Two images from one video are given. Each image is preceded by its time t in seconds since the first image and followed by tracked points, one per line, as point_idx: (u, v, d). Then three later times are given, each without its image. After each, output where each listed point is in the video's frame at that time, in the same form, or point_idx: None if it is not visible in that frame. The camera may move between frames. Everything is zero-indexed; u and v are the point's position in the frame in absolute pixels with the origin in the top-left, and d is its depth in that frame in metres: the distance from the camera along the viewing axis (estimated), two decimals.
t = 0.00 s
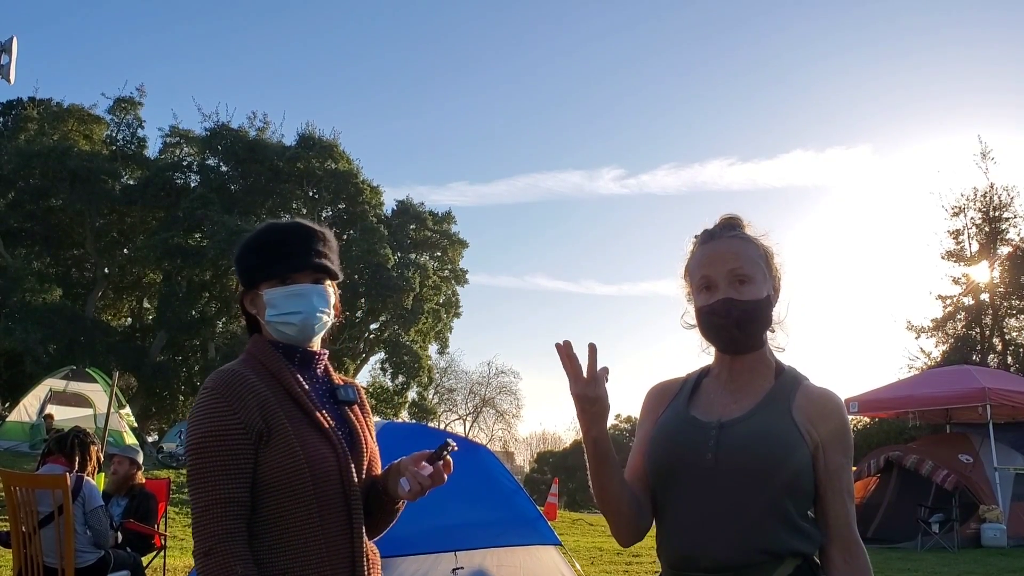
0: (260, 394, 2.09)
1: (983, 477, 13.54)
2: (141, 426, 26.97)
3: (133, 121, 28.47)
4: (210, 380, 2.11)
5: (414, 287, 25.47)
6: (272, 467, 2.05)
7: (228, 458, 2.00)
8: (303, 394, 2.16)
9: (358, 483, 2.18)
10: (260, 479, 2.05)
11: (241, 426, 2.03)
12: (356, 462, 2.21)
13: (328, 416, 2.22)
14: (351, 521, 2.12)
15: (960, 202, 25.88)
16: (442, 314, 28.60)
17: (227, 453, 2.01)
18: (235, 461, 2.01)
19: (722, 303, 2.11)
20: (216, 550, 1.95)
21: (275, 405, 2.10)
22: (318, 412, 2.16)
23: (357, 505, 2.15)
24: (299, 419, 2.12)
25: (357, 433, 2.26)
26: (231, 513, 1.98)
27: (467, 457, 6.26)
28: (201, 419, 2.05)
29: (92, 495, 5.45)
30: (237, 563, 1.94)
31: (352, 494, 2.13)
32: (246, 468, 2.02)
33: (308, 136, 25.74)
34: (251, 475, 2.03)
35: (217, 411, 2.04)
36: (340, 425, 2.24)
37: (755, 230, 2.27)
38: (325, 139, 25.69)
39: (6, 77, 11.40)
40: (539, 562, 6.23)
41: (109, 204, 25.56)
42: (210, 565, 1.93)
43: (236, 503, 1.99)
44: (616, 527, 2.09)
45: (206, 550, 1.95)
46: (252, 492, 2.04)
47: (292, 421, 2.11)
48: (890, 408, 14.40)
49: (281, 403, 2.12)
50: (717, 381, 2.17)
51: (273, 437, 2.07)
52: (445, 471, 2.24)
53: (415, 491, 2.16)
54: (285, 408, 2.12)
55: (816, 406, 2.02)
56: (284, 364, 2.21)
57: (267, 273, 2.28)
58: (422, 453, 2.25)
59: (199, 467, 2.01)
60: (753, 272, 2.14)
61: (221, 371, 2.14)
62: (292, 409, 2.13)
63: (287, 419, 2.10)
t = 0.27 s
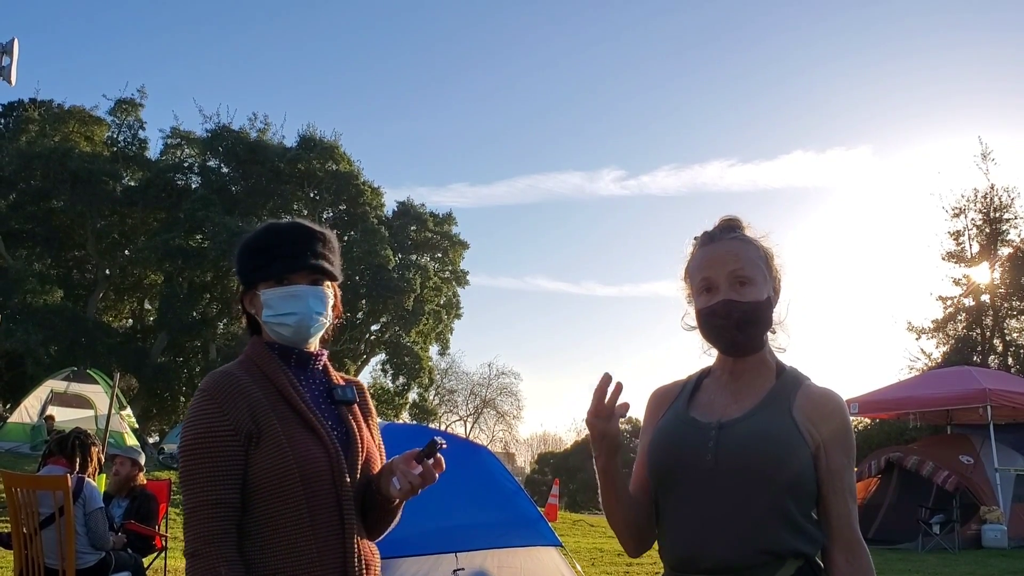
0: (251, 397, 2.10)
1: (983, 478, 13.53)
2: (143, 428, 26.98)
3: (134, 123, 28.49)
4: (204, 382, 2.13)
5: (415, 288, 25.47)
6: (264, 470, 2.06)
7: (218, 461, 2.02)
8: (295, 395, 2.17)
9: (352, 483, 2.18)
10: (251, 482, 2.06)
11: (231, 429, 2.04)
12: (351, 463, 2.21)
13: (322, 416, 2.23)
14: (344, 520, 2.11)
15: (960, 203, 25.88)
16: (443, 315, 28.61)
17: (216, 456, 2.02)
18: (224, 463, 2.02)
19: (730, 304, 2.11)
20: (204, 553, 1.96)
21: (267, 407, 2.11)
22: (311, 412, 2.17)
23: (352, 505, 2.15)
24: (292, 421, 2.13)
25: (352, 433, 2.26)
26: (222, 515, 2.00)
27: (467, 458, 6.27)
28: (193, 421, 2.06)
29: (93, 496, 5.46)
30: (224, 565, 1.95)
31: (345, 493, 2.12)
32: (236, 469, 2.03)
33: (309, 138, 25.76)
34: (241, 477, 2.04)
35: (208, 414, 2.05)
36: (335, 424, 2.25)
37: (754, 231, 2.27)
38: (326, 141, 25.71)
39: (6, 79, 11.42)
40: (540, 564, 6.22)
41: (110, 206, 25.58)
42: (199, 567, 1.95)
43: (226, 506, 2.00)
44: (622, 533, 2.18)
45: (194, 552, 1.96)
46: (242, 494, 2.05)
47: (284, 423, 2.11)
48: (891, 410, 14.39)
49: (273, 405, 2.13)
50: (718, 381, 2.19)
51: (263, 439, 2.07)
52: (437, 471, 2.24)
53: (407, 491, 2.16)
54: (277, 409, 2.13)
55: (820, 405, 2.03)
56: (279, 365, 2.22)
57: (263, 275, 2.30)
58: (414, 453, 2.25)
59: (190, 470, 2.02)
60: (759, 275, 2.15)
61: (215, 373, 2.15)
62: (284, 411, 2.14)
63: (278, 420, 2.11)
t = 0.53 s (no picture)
0: (251, 398, 2.10)
1: (984, 478, 13.53)
2: (143, 429, 26.95)
3: (135, 123, 28.47)
4: (206, 382, 2.13)
5: (415, 289, 25.45)
6: (262, 470, 2.06)
7: (216, 462, 2.02)
8: (296, 396, 2.17)
9: (352, 485, 2.19)
10: (248, 482, 2.06)
11: (229, 429, 2.05)
12: (351, 464, 2.21)
13: (323, 418, 2.23)
14: (341, 523, 2.11)
15: (960, 204, 25.87)
16: (443, 316, 28.60)
17: (213, 456, 2.02)
18: (222, 463, 2.02)
19: (712, 298, 2.14)
20: (199, 552, 1.96)
21: (266, 408, 2.11)
22: (312, 413, 2.17)
23: (350, 507, 2.14)
24: (292, 423, 2.13)
25: (354, 434, 2.26)
26: (217, 515, 2.00)
27: (467, 460, 6.25)
28: (193, 421, 2.07)
29: (93, 497, 5.46)
30: (218, 565, 1.96)
31: (343, 495, 2.12)
32: (233, 469, 2.03)
33: (309, 139, 25.76)
34: (238, 477, 2.04)
35: (208, 415, 2.05)
36: (336, 427, 2.24)
37: (757, 230, 2.26)
38: (327, 142, 25.72)
39: (6, 80, 11.42)
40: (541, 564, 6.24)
41: (110, 207, 25.58)
42: (193, 565, 1.95)
43: (223, 506, 2.00)
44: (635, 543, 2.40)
45: (189, 550, 1.97)
46: (239, 494, 2.05)
47: (284, 424, 2.12)
48: (891, 411, 14.38)
49: (273, 406, 2.13)
50: (720, 380, 2.19)
51: (262, 439, 2.07)
52: (434, 475, 2.23)
53: (402, 494, 2.16)
54: (277, 411, 2.13)
55: (823, 404, 2.01)
56: (282, 368, 2.22)
57: (267, 277, 2.29)
58: (412, 456, 2.24)
59: (188, 469, 2.03)
60: (743, 268, 2.16)
61: (218, 373, 2.15)
62: (284, 412, 2.14)
63: (276, 422, 2.10)
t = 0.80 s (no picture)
0: (258, 399, 2.10)
1: (984, 479, 13.54)
2: (144, 430, 26.96)
3: (136, 125, 28.43)
4: (213, 382, 2.13)
5: (416, 290, 25.47)
6: (267, 471, 2.06)
7: (221, 462, 2.02)
8: (303, 398, 2.17)
9: (357, 488, 2.19)
10: (253, 483, 2.06)
11: (235, 430, 2.05)
12: (356, 467, 2.21)
13: (329, 421, 2.23)
14: (345, 526, 2.11)
15: (961, 206, 25.86)
16: (444, 318, 28.61)
17: (219, 456, 2.02)
18: (227, 464, 2.02)
19: (693, 312, 2.15)
20: (204, 551, 1.96)
21: (273, 410, 2.11)
22: (318, 416, 2.17)
23: (354, 510, 2.15)
24: (298, 425, 2.13)
25: (359, 437, 2.26)
26: (223, 515, 2.00)
27: (468, 461, 6.26)
28: (200, 422, 2.07)
29: (94, 499, 5.44)
30: (223, 564, 1.96)
31: (347, 498, 2.12)
32: (239, 470, 2.03)
33: (310, 140, 25.77)
34: (243, 478, 2.04)
35: (215, 415, 2.05)
36: (341, 429, 2.25)
37: (759, 230, 2.22)
38: (328, 143, 25.73)
39: (7, 82, 11.43)
40: (542, 567, 6.21)
41: (111, 208, 25.60)
42: (198, 566, 1.96)
43: (227, 505, 2.01)
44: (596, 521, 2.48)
45: (194, 548, 1.98)
46: (245, 494, 2.06)
47: (291, 427, 2.12)
48: (893, 413, 14.37)
49: (280, 408, 2.13)
50: (715, 381, 2.19)
51: (268, 441, 2.08)
52: (439, 480, 2.25)
53: (406, 498, 2.17)
54: (283, 413, 2.13)
55: (806, 408, 2.00)
56: (289, 370, 2.22)
57: (276, 282, 2.30)
58: (417, 461, 2.25)
59: (194, 468, 2.03)
60: (721, 277, 2.15)
61: (225, 375, 2.16)
62: (290, 414, 2.14)
63: (283, 423, 2.11)
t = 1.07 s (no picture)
0: (266, 401, 2.10)
1: (986, 480, 13.57)
2: (145, 432, 26.98)
3: (137, 127, 28.43)
4: (220, 385, 2.13)
5: (417, 292, 25.51)
6: (276, 473, 2.06)
7: (231, 465, 2.02)
8: (310, 401, 2.17)
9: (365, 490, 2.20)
10: (261, 486, 2.06)
11: (244, 432, 2.05)
12: (363, 469, 2.22)
13: (336, 423, 2.24)
14: (354, 528, 2.12)
15: (962, 207, 25.85)
16: (445, 320, 28.63)
17: (230, 459, 2.02)
18: (238, 467, 2.02)
19: (685, 314, 2.13)
20: (215, 554, 1.96)
21: (282, 413, 2.11)
22: (325, 418, 2.17)
23: (362, 512, 2.15)
24: (307, 428, 2.14)
25: (365, 440, 2.27)
26: (232, 517, 2.00)
27: (471, 463, 6.27)
28: (208, 424, 2.06)
29: (96, 501, 5.43)
30: (233, 566, 1.96)
31: (356, 500, 2.13)
32: (248, 473, 2.03)
33: (311, 142, 25.80)
34: (253, 479, 2.04)
35: (222, 417, 2.05)
36: (348, 432, 2.25)
37: (752, 228, 2.21)
38: (329, 145, 25.76)
39: (8, 84, 11.44)
40: (544, 567, 6.23)
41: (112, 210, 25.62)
42: (207, 569, 1.95)
43: (237, 508, 2.01)
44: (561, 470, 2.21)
45: (203, 553, 1.97)
46: (254, 497, 2.05)
47: (299, 430, 2.12)
48: (894, 414, 14.36)
49: (288, 410, 2.13)
50: (701, 381, 2.18)
51: (278, 443, 2.08)
52: (448, 481, 2.25)
53: (416, 499, 2.18)
54: (291, 415, 2.13)
55: (792, 414, 2.00)
56: (296, 372, 2.22)
57: (279, 282, 2.30)
58: (426, 462, 2.26)
59: (203, 471, 2.02)
60: (714, 280, 2.13)
61: (232, 377, 2.15)
62: (298, 417, 2.14)
63: (291, 425, 2.11)
